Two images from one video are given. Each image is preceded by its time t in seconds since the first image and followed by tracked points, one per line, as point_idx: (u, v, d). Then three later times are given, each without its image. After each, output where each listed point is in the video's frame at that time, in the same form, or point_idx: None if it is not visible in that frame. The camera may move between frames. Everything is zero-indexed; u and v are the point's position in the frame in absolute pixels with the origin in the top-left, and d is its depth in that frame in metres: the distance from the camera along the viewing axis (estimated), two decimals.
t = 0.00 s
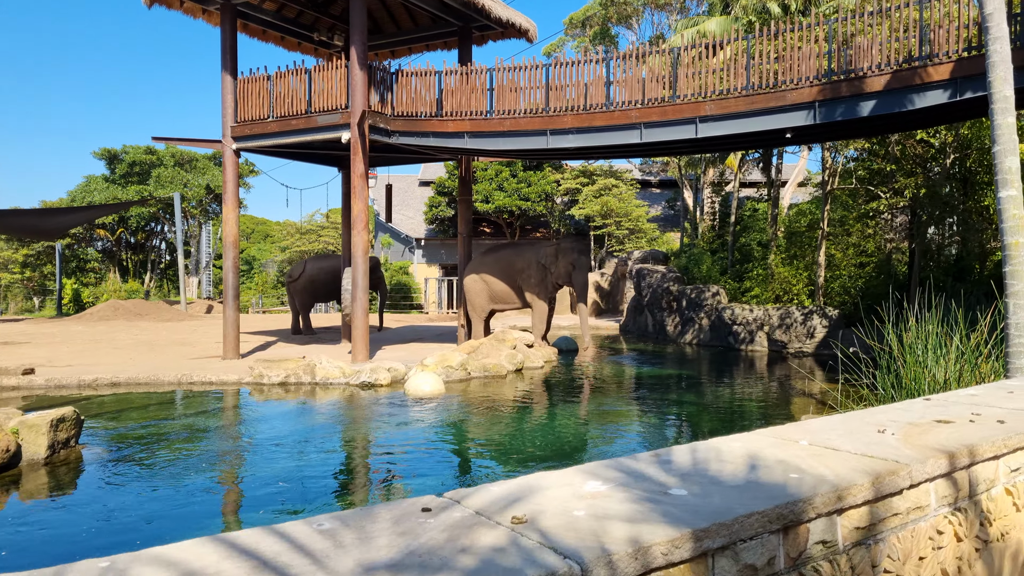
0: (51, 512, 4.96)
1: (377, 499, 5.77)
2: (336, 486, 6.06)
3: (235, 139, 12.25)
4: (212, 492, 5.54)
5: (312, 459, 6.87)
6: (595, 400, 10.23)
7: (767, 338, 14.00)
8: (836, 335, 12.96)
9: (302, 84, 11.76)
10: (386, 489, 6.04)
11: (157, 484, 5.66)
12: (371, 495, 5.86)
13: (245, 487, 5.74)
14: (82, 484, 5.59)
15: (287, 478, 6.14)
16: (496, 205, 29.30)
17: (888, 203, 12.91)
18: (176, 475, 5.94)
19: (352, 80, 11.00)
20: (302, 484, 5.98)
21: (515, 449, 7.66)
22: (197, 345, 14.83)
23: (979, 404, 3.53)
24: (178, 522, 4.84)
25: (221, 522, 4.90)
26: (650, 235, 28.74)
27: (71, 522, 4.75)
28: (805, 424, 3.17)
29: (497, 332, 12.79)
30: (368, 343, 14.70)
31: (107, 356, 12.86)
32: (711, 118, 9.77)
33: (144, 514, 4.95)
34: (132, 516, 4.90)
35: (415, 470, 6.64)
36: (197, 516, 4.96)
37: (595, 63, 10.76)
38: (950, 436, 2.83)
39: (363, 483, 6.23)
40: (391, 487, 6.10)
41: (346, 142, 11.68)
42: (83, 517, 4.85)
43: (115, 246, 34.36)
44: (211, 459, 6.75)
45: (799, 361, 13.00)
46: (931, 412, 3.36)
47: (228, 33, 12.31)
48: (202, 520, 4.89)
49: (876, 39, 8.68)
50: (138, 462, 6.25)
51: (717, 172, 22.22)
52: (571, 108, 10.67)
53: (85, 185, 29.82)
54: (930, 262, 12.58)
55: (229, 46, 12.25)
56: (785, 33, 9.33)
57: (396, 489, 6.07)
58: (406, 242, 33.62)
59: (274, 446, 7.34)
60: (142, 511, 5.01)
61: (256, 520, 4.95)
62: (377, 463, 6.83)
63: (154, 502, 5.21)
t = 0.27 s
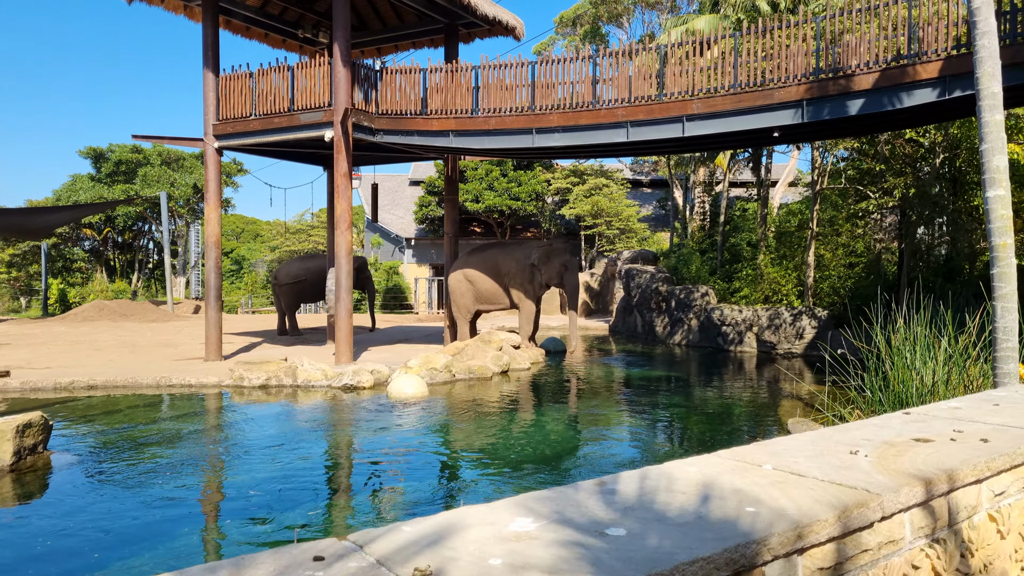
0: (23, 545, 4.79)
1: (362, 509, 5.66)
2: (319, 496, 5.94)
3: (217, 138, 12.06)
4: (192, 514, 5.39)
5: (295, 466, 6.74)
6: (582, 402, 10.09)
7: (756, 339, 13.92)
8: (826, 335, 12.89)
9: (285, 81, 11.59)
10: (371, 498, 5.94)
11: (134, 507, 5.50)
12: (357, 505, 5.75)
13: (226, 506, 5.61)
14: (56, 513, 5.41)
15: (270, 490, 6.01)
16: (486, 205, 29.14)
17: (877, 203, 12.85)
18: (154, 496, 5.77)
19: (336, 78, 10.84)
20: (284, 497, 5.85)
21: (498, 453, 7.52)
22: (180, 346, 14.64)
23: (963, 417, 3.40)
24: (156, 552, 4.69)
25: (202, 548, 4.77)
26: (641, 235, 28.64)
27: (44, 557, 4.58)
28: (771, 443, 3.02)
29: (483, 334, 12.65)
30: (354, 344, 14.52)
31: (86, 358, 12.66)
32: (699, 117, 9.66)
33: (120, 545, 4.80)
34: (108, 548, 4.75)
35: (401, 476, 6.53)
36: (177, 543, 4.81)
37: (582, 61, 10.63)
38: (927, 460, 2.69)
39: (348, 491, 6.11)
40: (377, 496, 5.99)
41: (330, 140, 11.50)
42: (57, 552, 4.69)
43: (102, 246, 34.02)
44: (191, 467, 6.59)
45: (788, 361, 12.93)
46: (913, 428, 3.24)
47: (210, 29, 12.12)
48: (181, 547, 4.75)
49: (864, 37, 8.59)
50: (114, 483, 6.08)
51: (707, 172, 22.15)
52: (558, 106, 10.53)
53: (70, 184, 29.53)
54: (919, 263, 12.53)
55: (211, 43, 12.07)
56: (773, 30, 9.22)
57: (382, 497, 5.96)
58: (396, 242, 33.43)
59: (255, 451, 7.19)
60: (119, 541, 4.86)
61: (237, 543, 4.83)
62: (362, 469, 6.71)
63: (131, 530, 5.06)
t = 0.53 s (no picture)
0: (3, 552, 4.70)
1: (353, 512, 5.59)
2: (309, 499, 5.86)
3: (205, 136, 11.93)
4: (179, 519, 5.30)
5: (285, 468, 6.65)
6: (573, 402, 10.00)
7: (750, 339, 13.84)
8: (820, 335, 12.82)
9: (274, 79, 11.46)
10: (362, 500, 5.87)
11: (119, 515, 5.39)
12: (346, 508, 5.68)
13: (213, 511, 5.51)
14: (40, 520, 5.30)
15: (258, 494, 5.92)
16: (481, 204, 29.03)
17: (871, 203, 12.78)
18: (139, 502, 5.66)
19: (326, 75, 10.71)
20: (273, 500, 5.77)
21: (487, 455, 7.42)
22: (169, 346, 14.51)
23: (954, 426, 3.31)
24: (143, 560, 4.59)
25: (187, 554, 4.70)
26: (636, 235, 28.55)
27: (28, 565, 4.47)
28: (745, 452, 2.88)
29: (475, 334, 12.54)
30: (346, 344, 14.41)
31: (73, 358, 12.52)
32: (691, 115, 9.56)
33: (105, 552, 4.70)
34: (94, 556, 4.64)
35: (392, 478, 6.46)
36: (164, 551, 4.72)
37: (575, 58, 10.52)
38: (912, 472, 2.58)
39: (338, 493, 6.04)
40: (369, 498, 5.92)
41: (320, 138, 11.38)
42: (40, 559, 4.57)
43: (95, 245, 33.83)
44: (178, 470, 6.49)
45: (782, 362, 12.85)
46: (901, 436, 3.14)
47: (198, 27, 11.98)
48: (168, 555, 4.66)
49: (858, 35, 8.51)
50: (98, 489, 5.96)
51: (702, 172, 22.08)
52: (550, 105, 10.43)
53: (62, 183, 29.37)
54: (914, 263, 12.46)
55: (199, 40, 11.94)
56: (766, 28, 9.13)
57: (373, 500, 5.89)
58: (390, 241, 33.30)
59: (244, 453, 7.09)
60: (104, 548, 4.76)
61: (225, 549, 4.75)
62: (353, 471, 6.63)
63: (117, 537, 4.95)
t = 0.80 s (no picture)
0: None
1: (347, 516, 5.48)
2: (300, 502, 5.76)
3: (197, 134, 11.80)
4: (169, 524, 5.17)
5: (276, 471, 6.52)
6: (568, 403, 9.88)
7: (747, 339, 13.75)
8: (817, 336, 12.73)
9: (265, 76, 11.33)
10: (356, 503, 5.76)
11: (105, 519, 5.28)
12: (338, 511, 5.58)
13: (202, 516, 5.38)
14: (24, 526, 5.15)
15: (249, 498, 5.80)
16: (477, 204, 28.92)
17: (869, 203, 12.69)
18: (126, 506, 5.55)
19: (318, 73, 10.59)
20: (263, 503, 5.66)
21: (480, 457, 7.30)
22: (161, 346, 14.38)
23: (959, 434, 3.19)
24: (126, 567, 4.48)
25: (172, 560, 4.59)
26: (633, 234, 28.46)
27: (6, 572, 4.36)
28: (731, 463, 2.75)
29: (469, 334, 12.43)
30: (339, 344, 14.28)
31: (63, 358, 12.40)
32: (687, 113, 9.45)
33: (93, 561, 4.57)
34: (74, 563, 4.53)
35: (387, 481, 6.35)
36: (148, 557, 4.61)
37: (570, 55, 10.41)
38: (916, 486, 2.46)
39: (331, 496, 5.93)
40: (361, 501, 5.82)
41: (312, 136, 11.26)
42: (25, 569, 4.43)
43: (89, 244, 33.66)
44: (167, 473, 6.35)
45: (778, 363, 12.76)
46: (905, 444, 3.02)
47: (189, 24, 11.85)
48: (159, 562, 4.54)
49: (855, 31, 8.40)
50: (85, 493, 5.82)
51: (698, 171, 21.98)
52: (544, 102, 10.32)
53: (56, 182, 29.20)
54: (912, 263, 12.37)
55: (190, 37, 11.81)
56: (762, 25, 9.03)
57: (368, 503, 5.79)
58: (386, 241, 33.20)
59: (234, 455, 6.96)
60: (92, 557, 4.62)
61: (217, 555, 4.63)
62: (346, 474, 6.52)
63: (104, 544, 4.82)
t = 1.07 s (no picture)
0: None
1: (342, 521, 5.38)
2: (293, 508, 5.65)
3: (188, 133, 11.65)
4: (159, 531, 5.06)
5: (269, 476, 6.39)
6: (564, 405, 9.76)
7: (744, 341, 13.64)
8: (816, 337, 12.62)
9: (258, 75, 11.19)
10: (351, 509, 5.65)
11: (93, 526, 5.16)
12: (333, 517, 5.47)
13: (194, 523, 5.25)
14: (8, 534, 5.00)
15: (242, 503, 5.68)
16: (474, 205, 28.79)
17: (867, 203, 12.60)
18: (115, 512, 5.43)
19: (310, 71, 10.46)
20: (255, 509, 5.55)
21: (474, 461, 7.17)
22: (153, 347, 14.23)
23: (973, 452, 3.06)
24: None
25: (161, 569, 4.47)
26: (630, 235, 28.36)
27: None
28: (722, 486, 2.59)
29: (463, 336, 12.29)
30: (333, 345, 14.14)
31: (53, 360, 12.24)
32: (683, 111, 9.33)
33: (81, 570, 4.45)
34: (59, 572, 4.41)
35: (382, 486, 6.24)
36: (135, 566, 4.49)
37: (565, 53, 10.29)
38: (933, 512, 2.31)
39: (326, 501, 5.82)
40: (356, 506, 5.71)
41: (305, 135, 11.12)
42: None
43: (84, 245, 33.47)
44: (157, 478, 6.22)
45: (776, 364, 12.66)
46: (918, 463, 2.89)
47: (181, 22, 11.70)
48: (148, 571, 4.42)
49: (853, 29, 8.30)
50: (72, 501, 5.67)
51: (695, 171, 21.88)
52: (540, 101, 10.20)
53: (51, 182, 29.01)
54: (911, 264, 12.28)
55: (182, 36, 11.66)
56: (759, 23, 8.91)
57: (363, 508, 5.68)
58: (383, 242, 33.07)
59: (226, 460, 6.82)
60: (79, 566, 4.48)
61: (209, 564, 4.51)
62: (341, 478, 6.41)
63: (92, 553, 4.68)
